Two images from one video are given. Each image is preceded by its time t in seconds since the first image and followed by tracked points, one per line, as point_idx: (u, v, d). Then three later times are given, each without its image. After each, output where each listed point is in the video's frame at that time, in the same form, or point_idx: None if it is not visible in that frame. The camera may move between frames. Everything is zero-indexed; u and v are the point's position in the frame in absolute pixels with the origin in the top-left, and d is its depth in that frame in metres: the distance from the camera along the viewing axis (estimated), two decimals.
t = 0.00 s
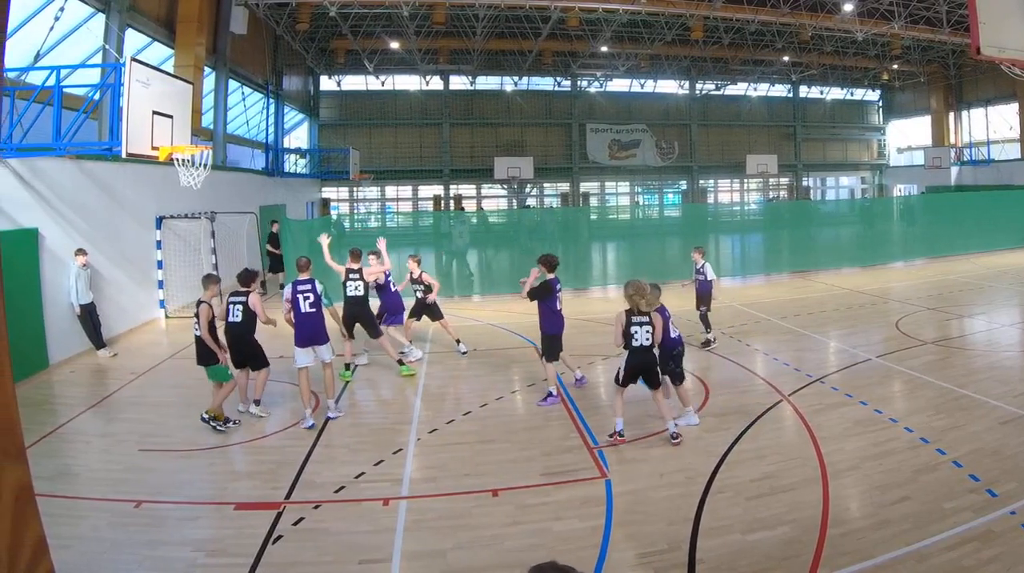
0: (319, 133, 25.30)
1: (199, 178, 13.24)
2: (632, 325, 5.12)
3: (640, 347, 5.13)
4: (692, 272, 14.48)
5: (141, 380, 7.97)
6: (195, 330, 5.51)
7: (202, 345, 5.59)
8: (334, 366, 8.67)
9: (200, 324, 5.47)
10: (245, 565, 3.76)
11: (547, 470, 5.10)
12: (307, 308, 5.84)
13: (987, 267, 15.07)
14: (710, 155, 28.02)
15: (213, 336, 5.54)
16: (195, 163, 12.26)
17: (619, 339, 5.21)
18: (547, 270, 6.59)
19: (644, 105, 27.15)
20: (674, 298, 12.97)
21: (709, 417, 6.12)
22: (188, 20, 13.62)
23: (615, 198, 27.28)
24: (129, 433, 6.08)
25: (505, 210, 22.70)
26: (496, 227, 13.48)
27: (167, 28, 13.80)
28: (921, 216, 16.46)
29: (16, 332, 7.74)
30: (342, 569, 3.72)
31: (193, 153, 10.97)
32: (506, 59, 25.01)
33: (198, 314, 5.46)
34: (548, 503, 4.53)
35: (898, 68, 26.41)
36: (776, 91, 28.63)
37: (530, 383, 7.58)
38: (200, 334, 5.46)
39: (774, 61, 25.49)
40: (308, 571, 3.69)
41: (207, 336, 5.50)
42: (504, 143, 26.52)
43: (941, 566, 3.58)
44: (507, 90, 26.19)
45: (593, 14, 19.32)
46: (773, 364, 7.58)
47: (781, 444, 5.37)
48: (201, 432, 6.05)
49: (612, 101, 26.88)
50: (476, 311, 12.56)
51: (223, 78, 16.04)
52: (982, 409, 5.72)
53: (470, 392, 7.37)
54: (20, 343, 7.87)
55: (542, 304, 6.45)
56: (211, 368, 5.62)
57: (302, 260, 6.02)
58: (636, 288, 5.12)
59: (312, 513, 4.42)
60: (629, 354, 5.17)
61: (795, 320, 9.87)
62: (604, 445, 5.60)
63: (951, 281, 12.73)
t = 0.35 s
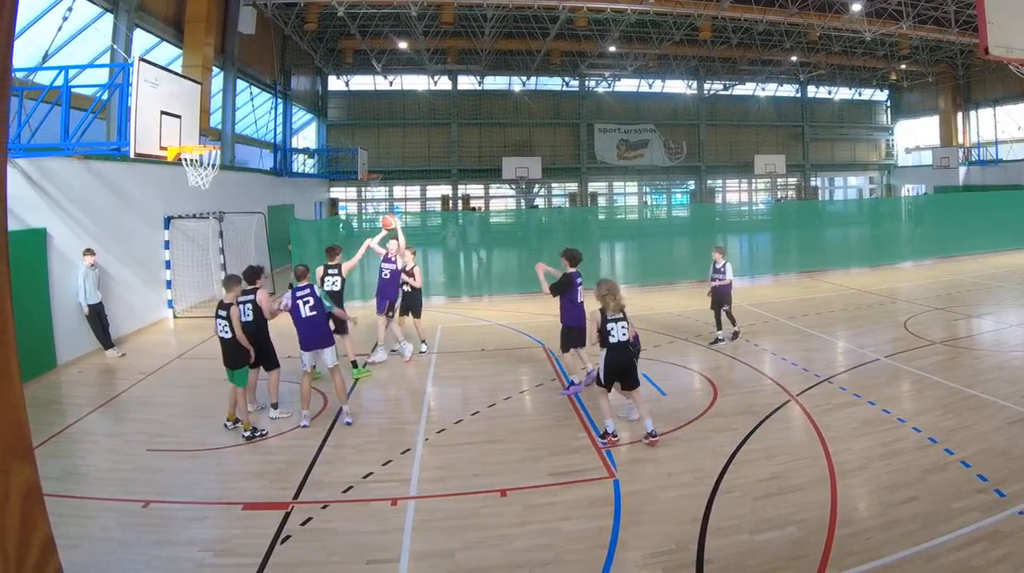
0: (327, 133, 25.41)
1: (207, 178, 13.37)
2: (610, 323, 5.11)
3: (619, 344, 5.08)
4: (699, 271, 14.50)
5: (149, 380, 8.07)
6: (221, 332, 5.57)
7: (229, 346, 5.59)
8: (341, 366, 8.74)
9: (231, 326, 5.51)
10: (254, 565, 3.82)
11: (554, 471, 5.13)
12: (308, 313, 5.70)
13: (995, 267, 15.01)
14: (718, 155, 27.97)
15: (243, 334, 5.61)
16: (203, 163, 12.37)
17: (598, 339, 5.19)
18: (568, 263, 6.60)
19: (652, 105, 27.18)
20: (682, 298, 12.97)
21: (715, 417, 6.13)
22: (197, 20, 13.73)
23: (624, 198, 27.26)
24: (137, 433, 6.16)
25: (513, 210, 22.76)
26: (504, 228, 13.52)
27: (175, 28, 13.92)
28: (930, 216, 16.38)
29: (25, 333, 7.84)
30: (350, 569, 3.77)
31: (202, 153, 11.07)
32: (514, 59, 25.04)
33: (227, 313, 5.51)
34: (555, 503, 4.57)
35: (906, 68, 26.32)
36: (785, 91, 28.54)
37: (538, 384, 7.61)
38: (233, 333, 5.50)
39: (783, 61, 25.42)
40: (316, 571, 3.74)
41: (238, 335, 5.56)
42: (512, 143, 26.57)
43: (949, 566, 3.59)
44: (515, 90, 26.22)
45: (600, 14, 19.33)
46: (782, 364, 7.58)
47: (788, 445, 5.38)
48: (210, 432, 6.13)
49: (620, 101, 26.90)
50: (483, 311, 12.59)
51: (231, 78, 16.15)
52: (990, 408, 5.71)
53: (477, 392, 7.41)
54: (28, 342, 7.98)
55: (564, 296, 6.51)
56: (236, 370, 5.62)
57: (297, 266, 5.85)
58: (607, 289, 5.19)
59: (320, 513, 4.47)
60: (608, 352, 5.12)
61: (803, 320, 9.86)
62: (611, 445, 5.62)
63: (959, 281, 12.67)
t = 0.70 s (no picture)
0: (327, 133, 25.41)
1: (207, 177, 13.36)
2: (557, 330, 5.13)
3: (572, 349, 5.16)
4: (699, 271, 14.50)
5: (149, 380, 8.07)
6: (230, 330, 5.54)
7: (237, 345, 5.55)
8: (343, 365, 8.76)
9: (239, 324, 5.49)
10: (254, 565, 3.82)
11: (554, 471, 5.14)
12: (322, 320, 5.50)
13: (996, 267, 15.02)
14: (718, 155, 27.98)
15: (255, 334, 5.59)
16: (203, 163, 12.37)
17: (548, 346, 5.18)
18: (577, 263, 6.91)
19: (652, 105, 27.18)
20: (681, 298, 12.97)
21: (715, 417, 6.13)
22: (196, 20, 13.72)
23: (624, 198, 27.26)
24: (137, 433, 6.16)
25: (513, 210, 22.76)
26: (505, 228, 13.52)
27: (175, 29, 13.93)
28: (930, 217, 16.37)
29: (25, 333, 7.85)
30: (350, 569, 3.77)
31: (202, 153, 11.06)
32: (515, 59, 25.03)
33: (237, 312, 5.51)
34: (555, 503, 4.57)
35: (905, 68, 26.34)
36: (785, 91, 28.55)
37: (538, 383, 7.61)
38: (243, 334, 5.48)
39: (783, 61, 25.44)
40: (316, 571, 3.74)
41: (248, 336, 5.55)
42: (512, 143, 26.57)
43: (948, 565, 3.59)
44: (515, 90, 26.21)
45: (600, 14, 19.33)
46: (782, 364, 7.59)
47: (788, 444, 5.39)
48: (209, 433, 6.13)
49: (620, 101, 26.91)
50: (482, 311, 12.59)
51: (231, 78, 16.15)
52: (990, 409, 5.71)
53: (476, 392, 7.40)
54: (28, 342, 7.97)
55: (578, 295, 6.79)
56: (244, 370, 5.62)
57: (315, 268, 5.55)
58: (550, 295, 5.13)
59: (320, 514, 4.47)
60: (560, 358, 5.15)
61: (802, 320, 9.85)
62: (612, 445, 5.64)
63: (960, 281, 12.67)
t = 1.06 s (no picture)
0: (327, 133, 25.40)
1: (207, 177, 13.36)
2: (515, 321, 5.38)
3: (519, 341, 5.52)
4: (699, 271, 14.51)
5: (149, 380, 8.07)
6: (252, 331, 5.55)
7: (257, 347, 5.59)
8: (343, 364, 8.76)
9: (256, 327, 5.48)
10: (254, 565, 3.82)
11: (554, 471, 5.14)
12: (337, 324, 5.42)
13: (997, 267, 15.03)
14: (718, 155, 27.99)
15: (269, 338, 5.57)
16: (203, 163, 12.37)
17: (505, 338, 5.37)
18: (582, 261, 6.95)
19: (652, 105, 27.19)
20: (681, 298, 12.96)
21: (715, 417, 6.13)
22: (196, 20, 13.72)
23: (623, 198, 27.25)
24: (137, 433, 6.16)
25: (513, 210, 22.76)
26: (506, 228, 13.53)
27: (175, 29, 13.92)
28: (931, 216, 16.38)
29: (25, 333, 7.85)
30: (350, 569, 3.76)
31: (201, 153, 11.06)
32: (515, 59, 25.03)
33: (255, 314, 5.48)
34: (555, 503, 4.57)
35: (905, 68, 26.34)
36: (784, 91, 28.56)
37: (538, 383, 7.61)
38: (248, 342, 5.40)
39: (782, 61, 25.45)
40: (316, 571, 3.74)
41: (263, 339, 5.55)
42: (512, 143, 26.57)
43: (948, 565, 3.59)
44: (515, 90, 26.21)
45: (600, 14, 19.32)
46: (782, 364, 7.58)
47: (787, 444, 5.39)
48: (209, 433, 6.13)
49: (621, 101, 26.92)
50: (482, 311, 12.58)
51: (231, 78, 16.15)
52: (990, 409, 5.71)
53: (476, 392, 7.40)
54: (28, 342, 7.97)
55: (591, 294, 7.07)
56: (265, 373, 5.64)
57: (343, 274, 5.61)
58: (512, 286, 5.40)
59: (320, 514, 4.47)
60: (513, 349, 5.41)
61: (802, 320, 9.86)
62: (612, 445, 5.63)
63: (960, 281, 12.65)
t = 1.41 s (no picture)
0: (327, 133, 25.39)
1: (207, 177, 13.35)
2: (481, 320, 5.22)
3: (493, 342, 5.22)
4: (698, 272, 14.49)
5: (149, 380, 8.07)
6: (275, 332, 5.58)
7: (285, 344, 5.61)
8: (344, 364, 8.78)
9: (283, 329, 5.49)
10: (254, 565, 3.82)
11: (554, 471, 5.14)
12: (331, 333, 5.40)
13: (997, 267, 15.03)
14: (718, 155, 27.99)
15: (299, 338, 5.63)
16: (203, 163, 12.37)
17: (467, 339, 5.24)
18: (594, 260, 6.95)
19: (652, 105, 27.18)
20: (681, 298, 12.96)
21: (715, 417, 6.13)
22: (196, 20, 13.72)
23: (624, 198, 27.24)
24: (137, 433, 6.16)
25: (513, 210, 22.76)
26: (506, 228, 13.47)
27: (175, 29, 13.93)
28: (931, 216, 16.38)
29: (25, 333, 7.85)
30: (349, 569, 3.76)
31: (201, 153, 11.06)
32: (514, 59, 25.02)
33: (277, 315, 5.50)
34: (555, 503, 4.57)
35: (905, 68, 26.35)
36: (784, 91, 28.56)
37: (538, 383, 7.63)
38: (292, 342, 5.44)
39: (782, 61, 25.46)
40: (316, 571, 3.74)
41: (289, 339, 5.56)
42: (512, 143, 26.56)
43: (948, 565, 3.59)
44: (515, 90, 26.20)
45: (600, 14, 19.32)
46: (782, 364, 7.58)
47: (787, 444, 5.38)
48: (208, 433, 6.12)
49: (621, 101, 26.91)
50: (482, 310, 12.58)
51: (230, 78, 16.15)
52: (990, 409, 5.71)
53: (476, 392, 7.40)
54: (28, 342, 7.97)
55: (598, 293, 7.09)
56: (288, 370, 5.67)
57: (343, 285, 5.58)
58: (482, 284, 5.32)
59: (320, 514, 4.47)
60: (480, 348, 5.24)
61: (802, 320, 9.86)
62: (611, 445, 5.63)
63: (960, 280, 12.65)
